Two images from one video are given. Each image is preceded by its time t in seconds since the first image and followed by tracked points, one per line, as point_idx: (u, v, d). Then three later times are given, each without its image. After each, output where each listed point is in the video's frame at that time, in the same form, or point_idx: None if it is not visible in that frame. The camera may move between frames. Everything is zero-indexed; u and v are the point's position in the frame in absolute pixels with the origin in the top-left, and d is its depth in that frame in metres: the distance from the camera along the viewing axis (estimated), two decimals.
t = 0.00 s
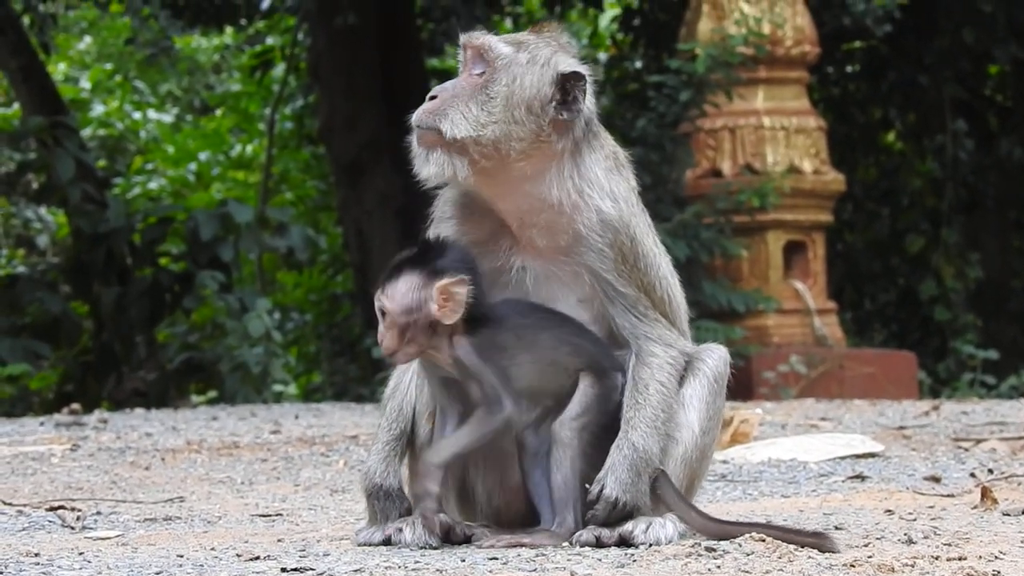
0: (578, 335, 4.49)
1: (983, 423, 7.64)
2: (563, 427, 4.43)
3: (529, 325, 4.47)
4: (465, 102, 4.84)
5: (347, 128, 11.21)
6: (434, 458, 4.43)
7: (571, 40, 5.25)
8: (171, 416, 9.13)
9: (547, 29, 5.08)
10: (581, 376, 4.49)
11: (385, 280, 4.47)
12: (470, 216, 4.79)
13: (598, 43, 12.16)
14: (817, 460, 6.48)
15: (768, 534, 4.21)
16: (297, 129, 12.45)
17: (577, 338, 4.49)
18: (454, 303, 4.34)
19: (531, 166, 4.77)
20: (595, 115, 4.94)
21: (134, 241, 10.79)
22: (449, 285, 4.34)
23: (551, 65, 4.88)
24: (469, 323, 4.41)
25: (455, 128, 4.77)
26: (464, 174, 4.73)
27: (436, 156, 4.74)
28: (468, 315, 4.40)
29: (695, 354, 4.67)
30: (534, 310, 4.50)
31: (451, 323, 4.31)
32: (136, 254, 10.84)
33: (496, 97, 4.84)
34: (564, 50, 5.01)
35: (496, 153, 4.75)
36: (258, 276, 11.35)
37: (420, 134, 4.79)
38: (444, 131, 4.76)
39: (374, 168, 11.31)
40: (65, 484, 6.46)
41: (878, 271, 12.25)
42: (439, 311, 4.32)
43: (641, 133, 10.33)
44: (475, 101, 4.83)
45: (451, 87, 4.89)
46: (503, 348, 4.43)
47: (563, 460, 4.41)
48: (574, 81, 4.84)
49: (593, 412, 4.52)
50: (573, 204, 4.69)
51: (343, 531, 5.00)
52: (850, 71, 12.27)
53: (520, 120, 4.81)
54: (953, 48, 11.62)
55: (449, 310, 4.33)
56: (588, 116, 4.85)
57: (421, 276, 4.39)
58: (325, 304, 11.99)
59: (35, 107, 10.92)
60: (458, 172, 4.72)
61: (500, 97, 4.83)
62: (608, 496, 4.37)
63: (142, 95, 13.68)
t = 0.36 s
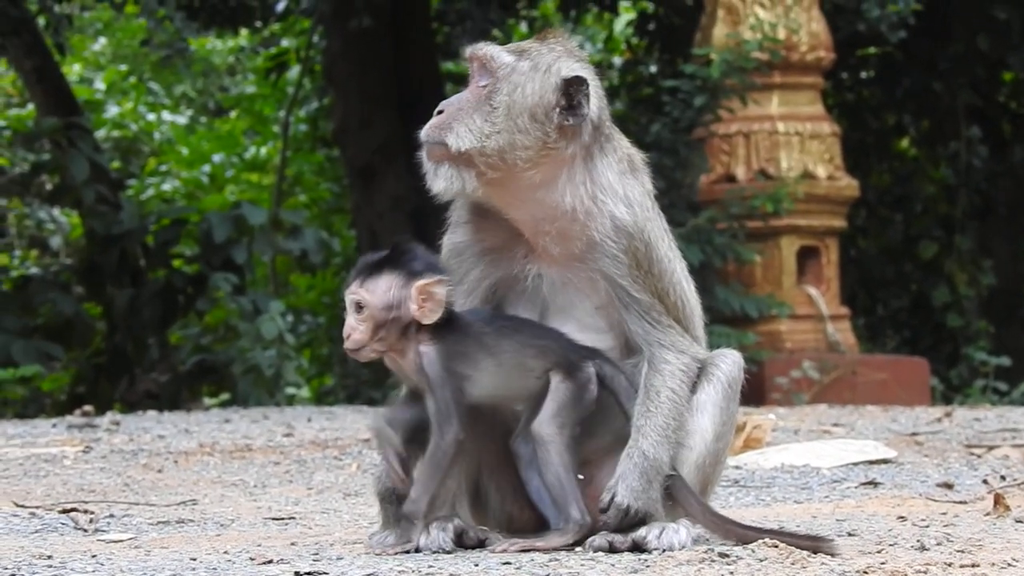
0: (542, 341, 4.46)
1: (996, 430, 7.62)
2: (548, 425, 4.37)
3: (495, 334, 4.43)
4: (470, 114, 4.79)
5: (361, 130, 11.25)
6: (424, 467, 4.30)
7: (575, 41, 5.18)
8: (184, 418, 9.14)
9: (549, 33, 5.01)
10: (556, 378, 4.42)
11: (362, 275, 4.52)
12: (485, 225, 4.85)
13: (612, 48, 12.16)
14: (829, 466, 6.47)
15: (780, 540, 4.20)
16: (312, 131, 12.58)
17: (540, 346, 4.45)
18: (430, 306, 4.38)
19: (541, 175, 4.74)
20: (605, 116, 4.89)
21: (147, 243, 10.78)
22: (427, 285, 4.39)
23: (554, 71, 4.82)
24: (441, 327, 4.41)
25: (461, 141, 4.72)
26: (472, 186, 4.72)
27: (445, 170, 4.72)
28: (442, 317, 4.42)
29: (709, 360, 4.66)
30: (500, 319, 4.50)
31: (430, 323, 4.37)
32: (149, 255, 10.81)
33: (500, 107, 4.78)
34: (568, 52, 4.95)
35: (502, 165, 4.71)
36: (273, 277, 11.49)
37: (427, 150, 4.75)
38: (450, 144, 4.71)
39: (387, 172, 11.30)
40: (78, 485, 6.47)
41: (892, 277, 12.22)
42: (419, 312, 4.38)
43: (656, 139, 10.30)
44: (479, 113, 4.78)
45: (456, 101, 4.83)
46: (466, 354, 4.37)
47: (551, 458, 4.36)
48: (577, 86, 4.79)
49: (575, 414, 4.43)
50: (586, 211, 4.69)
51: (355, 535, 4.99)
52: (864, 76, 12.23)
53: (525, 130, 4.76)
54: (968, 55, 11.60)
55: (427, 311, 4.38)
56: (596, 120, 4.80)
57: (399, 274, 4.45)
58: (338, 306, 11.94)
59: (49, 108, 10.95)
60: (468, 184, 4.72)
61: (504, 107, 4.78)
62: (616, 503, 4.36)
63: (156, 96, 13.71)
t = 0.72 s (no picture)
0: (535, 348, 4.48)
1: (992, 433, 7.63)
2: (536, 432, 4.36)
3: (490, 342, 4.44)
4: (464, 117, 4.79)
5: (360, 131, 11.28)
6: (420, 468, 4.31)
7: (569, 41, 5.17)
8: (180, 418, 9.13)
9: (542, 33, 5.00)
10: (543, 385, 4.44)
11: (347, 264, 4.49)
12: (486, 226, 4.86)
13: (610, 50, 12.16)
14: (826, 468, 6.47)
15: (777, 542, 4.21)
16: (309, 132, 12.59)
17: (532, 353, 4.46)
18: (401, 299, 4.37)
19: (538, 173, 4.74)
20: (602, 114, 4.88)
21: (144, 243, 10.79)
22: (398, 279, 4.37)
23: (547, 70, 4.81)
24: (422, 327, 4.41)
25: (457, 145, 4.72)
26: (470, 190, 4.71)
27: (443, 175, 4.71)
28: (416, 313, 4.41)
29: (709, 361, 4.65)
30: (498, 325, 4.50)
31: (401, 317, 4.38)
32: (146, 255, 10.81)
33: (493, 108, 4.77)
34: (561, 51, 4.94)
35: (498, 166, 4.71)
36: (269, 279, 11.49)
37: (426, 155, 4.75)
38: (447, 148, 4.72)
39: (384, 173, 11.29)
40: (75, 484, 6.47)
41: (889, 280, 12.25)
42: (389, 305, 4.38)
43: (654, 140, 10.36)
44: (473, 115, 4.78)
45: (452, 105, 4.84)
46: (460, 356, 4.39)
47: (541, 460, 4.35)
48: (570, 84, 4.77)
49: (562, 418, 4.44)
50: (585, 210, 4.69)
51: (352, 535, 5.01)
52: (861, 80, 12.30)
53: (520, 129, 4.75)
54: (965, 59, 11.60)
55: (396, 305, 4.37)
56: (591, 117, 4.80)
57: (372, 265, 4.40)
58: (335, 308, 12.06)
59: (47, 107, 10.95)
60: (467, 187, 4.71)
61: (497, 107, 4.77)
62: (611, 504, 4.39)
63: (152, 96, 13.72)
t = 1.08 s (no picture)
0: (551, 369, 4.41)
1: (985, 428, 7.64)
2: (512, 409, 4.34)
3: (502, 355, 4.38)
4: (463, 123, 4.79)
5: (353, 128, 11.24)
6: (419, 467, 4.31)
7: (555, 35, 5.18)
8: (172, 413, 9.12)
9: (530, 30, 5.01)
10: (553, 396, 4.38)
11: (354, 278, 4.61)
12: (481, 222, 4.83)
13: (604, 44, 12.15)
14: (819, 463, 6.47)
15: (770, 536, 4.22)
16: (303, 127, 12.50)
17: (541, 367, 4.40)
18: (393, 309, 4.46)
19: (533, 171, 4.74)
20: (594, 109, 4.88)
21: (137, 238, 10.78)
22: (389, 288, 4.46)
23: (540, 69, 4.82)
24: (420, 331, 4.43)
25: (459, 152, 4.71)
26: (471, 192, 4.72)
27: (448, 182, 4.71)
28: (415, 318, 4.44)
29: (701, 358, 4.65)
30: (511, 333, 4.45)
31: (394, 326, 4.46)
32: (139, 251, 10.81)
33: (491, 111, 4.78)
34: (551, 48, 4.95)
35: (496, 167, 4.73)
36: (263, 273, 11.45)
37: (426, 165, 4.72)
38: (448, 157, 4.70)
39: (379, 169, 11.31)
40: (67, 480, 6.46)
41: (883, 276, 12.17)
42: (384, 314, 4.47)
43: (647, 135, 10.23)
44: (471, 120, 4.78)
45: (445, 112, 4.83)
46: (463, 359, 4.36)
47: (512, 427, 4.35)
48: (564, 82, 4.78)
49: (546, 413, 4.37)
50: (578, 207, 4.67)
51: (344, 530, 5.01)
52: (855, 75, 12.29)
53: (517, 130, 4.76)
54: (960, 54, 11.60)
55: (391, 314, 4.46)
56: (584, 113, 4.80)
57: (369, 278, 4.51)
58: (330, 303, 11.86)
59: (41, 100, 10.92)
60: (472, 193, 4.72)
61: (494, 109, 4.78)
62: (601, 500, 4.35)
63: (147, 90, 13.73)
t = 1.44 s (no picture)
0: (546, 361, 4.37)
1: (979, 425, 7.65)
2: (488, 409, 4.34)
3: (499, 347, 4.33)
4: (461, 124, 4.79)
5: (348, 125, 11.24)
6: (415, 466, 4.32)
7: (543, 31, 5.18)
8: (166, 409, 9.11)
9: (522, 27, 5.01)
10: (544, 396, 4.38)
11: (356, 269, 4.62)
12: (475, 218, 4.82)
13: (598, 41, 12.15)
14: (813, 460, 6.48)
15: (764, 533, 4.22)
16: (297, 123, 12.54)
17: (534, 354, 4.37)
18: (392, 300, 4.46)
19: (530, 170, 4.74)
20: (587, 106, 4.88)
21: (131, 233, 10.80)
22: (388, 279, 4.46)
23: (536, 68, 4.81)
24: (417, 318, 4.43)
25: (460, 155, 4.72)
26: (471, 194, 4.72)
27: (449, 185, 4.70)
28: (415, 307, 4.44)
29: (694, 354, 4.66)
30: (503, 318, 4.44)
31: (394, 315, 4.46)
32: (132, 246, 10.87)
33: (489, 112, 4.78)
34: (545, 46, 4.95)
35: (495, 167, 4.73)
36: (257, 269, 11.44)
37: (425, 167, 4.72)
38: (449, 159, 4.70)
39: (373, 166, 11.28)
40: (60, 475, 6.46)
41: (877, 272, 12.21)
42: (384, 305, 4.47)
43: (641, 132, 10.19)
44: (471, 121, 4.78)
45: (443, 113, 4.82)
46: (460, 353, 4.34)
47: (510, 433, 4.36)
48: (561, 81, 4.77)
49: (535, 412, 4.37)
50: (571, 204, 4.67)
51: (338, 526, 5.00)
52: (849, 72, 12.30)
53: (515, 129, 4.76)
54: (954, 51, 11.60)
55: (391, 304, 4.46)
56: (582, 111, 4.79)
57: (370, 268, 4.51)
58: (323, 298, 11.93)
59: (35, 96, 10.89)
60: (472, 195, 4.72)
61: (492, 109, 4.77)
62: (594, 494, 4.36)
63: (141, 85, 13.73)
